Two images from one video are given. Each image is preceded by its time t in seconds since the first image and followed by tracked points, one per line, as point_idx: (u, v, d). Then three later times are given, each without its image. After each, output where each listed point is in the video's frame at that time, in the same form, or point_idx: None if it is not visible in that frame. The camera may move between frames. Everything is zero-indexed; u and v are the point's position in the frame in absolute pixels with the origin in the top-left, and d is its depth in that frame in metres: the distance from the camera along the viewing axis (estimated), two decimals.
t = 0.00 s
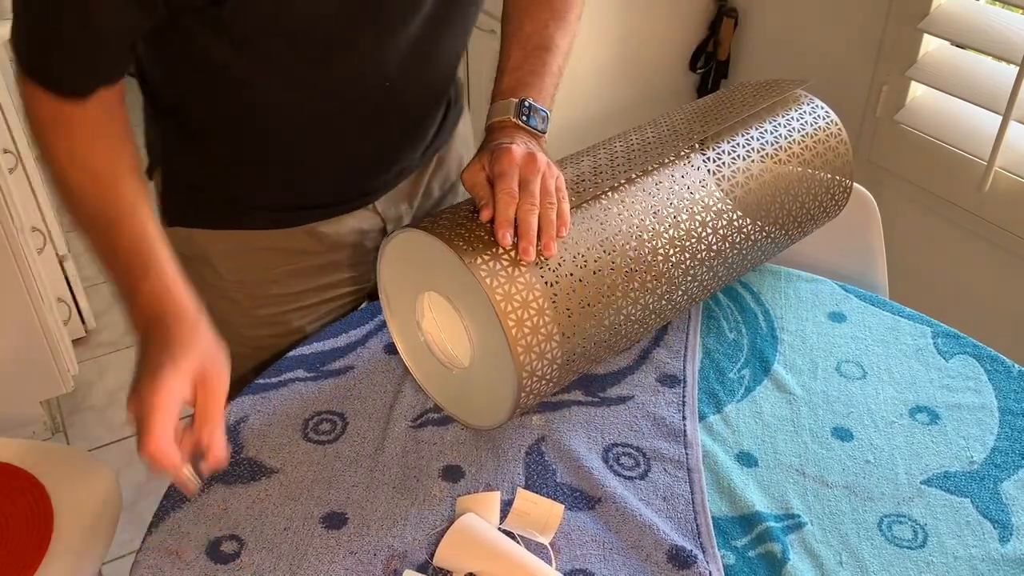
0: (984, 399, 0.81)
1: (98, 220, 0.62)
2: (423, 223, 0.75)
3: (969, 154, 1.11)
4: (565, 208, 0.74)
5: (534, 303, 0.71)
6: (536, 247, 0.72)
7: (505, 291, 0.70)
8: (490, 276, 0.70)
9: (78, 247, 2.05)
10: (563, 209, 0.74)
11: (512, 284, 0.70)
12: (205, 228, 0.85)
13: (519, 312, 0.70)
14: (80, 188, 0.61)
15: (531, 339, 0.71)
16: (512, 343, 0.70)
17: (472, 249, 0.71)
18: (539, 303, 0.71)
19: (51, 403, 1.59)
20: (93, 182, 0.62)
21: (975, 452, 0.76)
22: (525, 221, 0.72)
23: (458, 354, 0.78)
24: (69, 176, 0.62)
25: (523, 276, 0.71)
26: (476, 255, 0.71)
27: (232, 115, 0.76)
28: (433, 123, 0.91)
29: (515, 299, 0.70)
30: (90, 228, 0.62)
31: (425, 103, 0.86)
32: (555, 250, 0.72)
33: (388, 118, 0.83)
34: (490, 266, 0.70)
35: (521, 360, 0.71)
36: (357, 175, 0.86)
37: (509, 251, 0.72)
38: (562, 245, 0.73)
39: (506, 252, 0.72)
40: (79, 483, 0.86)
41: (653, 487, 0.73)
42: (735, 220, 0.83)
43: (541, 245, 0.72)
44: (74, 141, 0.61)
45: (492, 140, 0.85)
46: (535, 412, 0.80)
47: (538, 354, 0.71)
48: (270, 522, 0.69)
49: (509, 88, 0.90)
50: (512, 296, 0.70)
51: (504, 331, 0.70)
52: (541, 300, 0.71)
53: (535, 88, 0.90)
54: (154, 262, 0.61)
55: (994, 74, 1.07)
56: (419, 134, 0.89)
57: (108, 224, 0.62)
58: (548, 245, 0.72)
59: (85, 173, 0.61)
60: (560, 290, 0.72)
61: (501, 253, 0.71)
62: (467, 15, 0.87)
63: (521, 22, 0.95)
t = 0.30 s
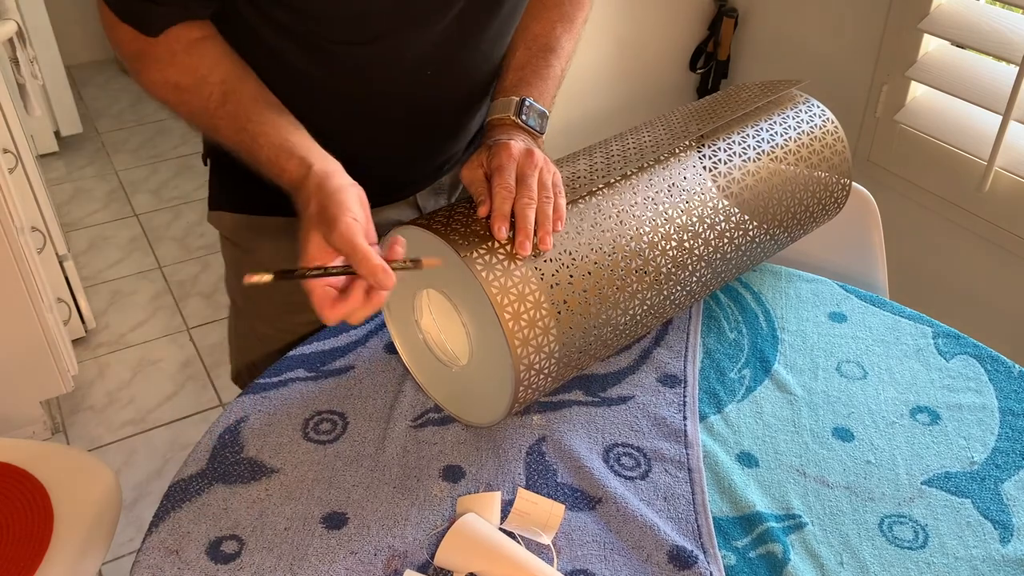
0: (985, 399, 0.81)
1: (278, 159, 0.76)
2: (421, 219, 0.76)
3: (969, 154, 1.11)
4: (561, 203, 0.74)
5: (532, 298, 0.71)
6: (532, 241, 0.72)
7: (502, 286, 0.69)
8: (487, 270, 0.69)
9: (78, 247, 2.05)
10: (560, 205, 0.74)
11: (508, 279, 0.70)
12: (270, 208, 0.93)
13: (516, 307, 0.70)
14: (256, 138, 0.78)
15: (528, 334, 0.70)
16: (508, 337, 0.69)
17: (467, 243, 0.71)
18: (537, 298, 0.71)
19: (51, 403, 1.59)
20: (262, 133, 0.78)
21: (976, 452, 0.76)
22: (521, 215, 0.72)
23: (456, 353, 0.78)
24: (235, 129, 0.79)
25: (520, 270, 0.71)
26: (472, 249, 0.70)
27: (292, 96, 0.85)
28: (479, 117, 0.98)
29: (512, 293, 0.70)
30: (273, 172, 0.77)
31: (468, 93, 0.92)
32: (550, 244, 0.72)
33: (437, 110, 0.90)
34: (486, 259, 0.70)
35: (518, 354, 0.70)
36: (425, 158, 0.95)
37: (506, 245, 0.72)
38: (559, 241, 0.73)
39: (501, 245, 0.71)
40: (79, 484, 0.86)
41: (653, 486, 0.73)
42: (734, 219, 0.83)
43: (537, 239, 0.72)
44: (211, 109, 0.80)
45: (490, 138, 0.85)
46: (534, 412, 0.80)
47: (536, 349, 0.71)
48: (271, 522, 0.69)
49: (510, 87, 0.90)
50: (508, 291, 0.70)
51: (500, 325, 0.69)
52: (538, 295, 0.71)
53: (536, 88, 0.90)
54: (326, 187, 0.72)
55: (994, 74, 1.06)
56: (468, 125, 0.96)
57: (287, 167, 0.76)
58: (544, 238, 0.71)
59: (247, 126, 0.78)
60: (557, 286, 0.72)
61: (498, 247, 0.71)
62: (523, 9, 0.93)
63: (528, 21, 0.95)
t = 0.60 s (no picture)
0: (984, 399, 0.81)
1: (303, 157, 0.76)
2: (421, 220, 0.76)
3: (969, 154, 1.11)
4: (560, 203, 0.74)
5: (530, 295, 0.71)
6: (531, 240, 0.72)
7: (500, 284, 0.69)
8: (485, 268, 0.70)
9: (78, 247, 2.05)
10: (559, 204, 0.74)
11: (507, 277, 0.70)
12: (280, 207, 0.93)
13: (515, 305, 0.70)
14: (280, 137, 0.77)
15: (526, 332, 0.70)
16: (507, 335, 0.69)
17: (466, 242, 0.71)
18: (535, 296, 0.71)
19: (51, 403, 1.59)
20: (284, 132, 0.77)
21: (975, 452, 0.76)
22: (520, 215, 0.72)
23: (456, 353, 0.78)
24: (261, 129, 0.78)
25: (518, 268, 0.71)
26: (471, 248, 0.71)
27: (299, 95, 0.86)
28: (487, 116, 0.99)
29: (511, 291, 0.70)
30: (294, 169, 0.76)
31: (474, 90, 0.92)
32: (549, 243, 0.72)
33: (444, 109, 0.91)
34: (485, 258, 0.70)
35: (517, 352, 0.70)
36: (434, 155, 0.96)
37: (504, 244, 0.72)
38: (557, 240, 0.73)
39: (500, 244, 0.71)
40: (79, 484, 0.86)
41: (653, 486, 0.73)
42: (734, 219, 0.83)
43: (536, 238, 0.72)
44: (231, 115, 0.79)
45: (489, 138, 0.85)
46: (534, 412, 0.80)
47: (535, 347, 0.71)
48: (271, 522, 0.69)
49: (510, 88, 0.90)
50: (507, 289, 0.70)
51: (499, 323, 0.69)
52: (536, 293, 0.71)
53: (536, 88, 0.90)
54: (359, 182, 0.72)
55: (994, 74, 1.06)
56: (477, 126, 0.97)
57: (312, 163, 0.75)
58: (543, 237, 0.72)
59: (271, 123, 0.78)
60: (555, 284, 0.72)
61: (497, 247, 0.71)
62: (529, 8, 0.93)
63: (529, 21, 0.95)
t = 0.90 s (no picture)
0: (984, 399, 0.81)
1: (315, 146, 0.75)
2: (419, 218, 0.76)
3: (969, 154, 1.11)
4: (557, 200, 0.74)
5: (528, 292, 0.71)
6: (528, 237, 0.72)
7: (498, 281, 0.69)
8: (483, 265, 0.69)
9: (78, 247, 2.05)
10: (556, 201, 0.74)
11: (505, 274, 0.70)
12: (277, 207, 0.93)
13: (513, 301, 0.70)
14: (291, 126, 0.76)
15: (524, 328, 0.70)
16: (505, 332, 0.69)
17: (464, 239, 0.71)
18: (533, 293, 0.71)
19: (52, 403, 1.59)
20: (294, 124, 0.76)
21: (975, 452, 0.76)
22: (517, 212, 0.72)
23: (455, 352, 0.78)
24: (273, 114, 0.77)
25: (516, 265, 0.71)
26: (468, 245, 0.71)
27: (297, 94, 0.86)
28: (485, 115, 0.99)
29: (508, 288, 0.70)
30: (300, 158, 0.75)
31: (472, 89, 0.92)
32: (546, 240, 0.72)
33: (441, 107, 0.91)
34: (483, 255, 0.70)
35: (516, 349, 0.70)
36: (433, 155, 0.96)
37: (501, 241, 0.72)
38: (554, 236, 0.73)
39: (498, 241, 0.71)
40: (78, 486, 0.86)
41: (653, 486, 0.73)
42: (733, 219, 0.83)
43: (533, 235, 0.72)
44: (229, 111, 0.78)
45: (488, 137, 0.85)
46: (534, 412, 0.80)
47: (533, 344, 0.71)
48: (271, 522, 0.69)
49: (508, 87, 0.90)
50: (505, 286, 0.70)
51: (497, 319, 0.69)
52: (535, 290, 0.71)
53: (534, 88, 0.90)
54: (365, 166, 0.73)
55: (994, 74, 1.06)
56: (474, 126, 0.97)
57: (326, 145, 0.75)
58: (540, 235, 0.72)
59: (280, 113, 0.77)
60: (554, 283, 0.72)
61: (494, 244, 0.71)
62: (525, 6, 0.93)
63: (527, 20, 0.95)
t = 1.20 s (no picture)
0: (985, 399, 0.81)
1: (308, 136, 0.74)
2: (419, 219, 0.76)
3: (969, 154, 1.11)
4: (557, 200, 0.74)
5: (528, 292, 0.71)
6: (529, 237, 0.72)
7: (498, 281, 0.69)
8: (483, 266, 0.69)
9: (78, 247, 2.05)
10: (556, 201, 0.74)
11: (505, 275, 0.70)
12: (275, 204, 0.92)
13: (513, 302, 0.70)
14: (285, 115, 0.75)
15: (524, 328, 0.70)
16: (505, 331, 0.69)
17: (464, 240, 0.71)
18: (533, 293, 0.71)
19: (52, 403, 1.59)
20: (288, 114, 0.76)
21: (975, 452, 0.76)
22: (517, 212, 0.72)
23: (455, 352, 0.78)
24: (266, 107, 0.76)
25: (516, 266, 0.71)
26: (468, 246, 0.71)
27: (295, 93, 0.86)
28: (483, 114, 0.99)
29: (508, 288, 0.70)
30: (292, 147, 0.74)
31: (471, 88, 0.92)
32: (546, 240, 0.72)
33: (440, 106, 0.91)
34: (483, 256, 0.70)
35: (515, 348, 0.70)
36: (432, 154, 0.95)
37: (502, 241, 0.72)
38: (554, 237, 0.73)
39: (498, 242, 0.71)
40: (78, 486, 0.86)
41: (653, 487, 0.73)
42: (733, 218, 0.83)
43: (533, 235, 0.72)
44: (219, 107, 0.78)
45: (487, 137, 0.85)
46: (534, 412, 0.80)
47: (533, 344, 0.71)
48: (271, 522, 0.69)
49: (508, 87, 0.90)
50: (505, 287, 0.70)
51: (497, 319, 0.69)
52: (534, 290, 0.71)
53: (533, 88, 0.90)
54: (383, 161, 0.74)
55: (994, 74, 1.06)
56: (472, 125, 0.96)
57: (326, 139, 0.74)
58: (540, 235, 0.72)
59: (271, 103, 0.76)
60: (554, 282, 0.72)
61: (494, 244, 0.71)
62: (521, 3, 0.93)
63: (527, 20, 0.95)
